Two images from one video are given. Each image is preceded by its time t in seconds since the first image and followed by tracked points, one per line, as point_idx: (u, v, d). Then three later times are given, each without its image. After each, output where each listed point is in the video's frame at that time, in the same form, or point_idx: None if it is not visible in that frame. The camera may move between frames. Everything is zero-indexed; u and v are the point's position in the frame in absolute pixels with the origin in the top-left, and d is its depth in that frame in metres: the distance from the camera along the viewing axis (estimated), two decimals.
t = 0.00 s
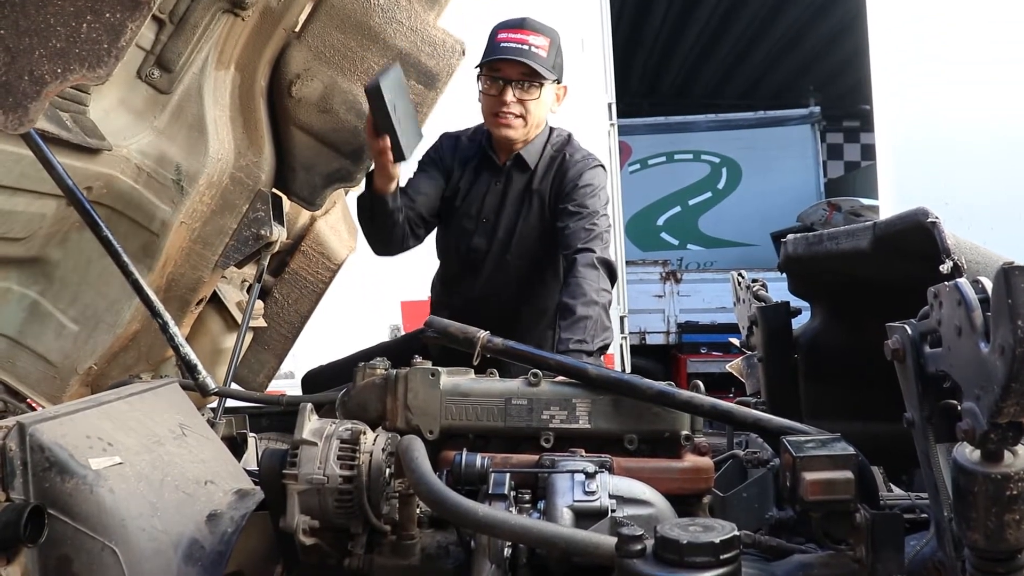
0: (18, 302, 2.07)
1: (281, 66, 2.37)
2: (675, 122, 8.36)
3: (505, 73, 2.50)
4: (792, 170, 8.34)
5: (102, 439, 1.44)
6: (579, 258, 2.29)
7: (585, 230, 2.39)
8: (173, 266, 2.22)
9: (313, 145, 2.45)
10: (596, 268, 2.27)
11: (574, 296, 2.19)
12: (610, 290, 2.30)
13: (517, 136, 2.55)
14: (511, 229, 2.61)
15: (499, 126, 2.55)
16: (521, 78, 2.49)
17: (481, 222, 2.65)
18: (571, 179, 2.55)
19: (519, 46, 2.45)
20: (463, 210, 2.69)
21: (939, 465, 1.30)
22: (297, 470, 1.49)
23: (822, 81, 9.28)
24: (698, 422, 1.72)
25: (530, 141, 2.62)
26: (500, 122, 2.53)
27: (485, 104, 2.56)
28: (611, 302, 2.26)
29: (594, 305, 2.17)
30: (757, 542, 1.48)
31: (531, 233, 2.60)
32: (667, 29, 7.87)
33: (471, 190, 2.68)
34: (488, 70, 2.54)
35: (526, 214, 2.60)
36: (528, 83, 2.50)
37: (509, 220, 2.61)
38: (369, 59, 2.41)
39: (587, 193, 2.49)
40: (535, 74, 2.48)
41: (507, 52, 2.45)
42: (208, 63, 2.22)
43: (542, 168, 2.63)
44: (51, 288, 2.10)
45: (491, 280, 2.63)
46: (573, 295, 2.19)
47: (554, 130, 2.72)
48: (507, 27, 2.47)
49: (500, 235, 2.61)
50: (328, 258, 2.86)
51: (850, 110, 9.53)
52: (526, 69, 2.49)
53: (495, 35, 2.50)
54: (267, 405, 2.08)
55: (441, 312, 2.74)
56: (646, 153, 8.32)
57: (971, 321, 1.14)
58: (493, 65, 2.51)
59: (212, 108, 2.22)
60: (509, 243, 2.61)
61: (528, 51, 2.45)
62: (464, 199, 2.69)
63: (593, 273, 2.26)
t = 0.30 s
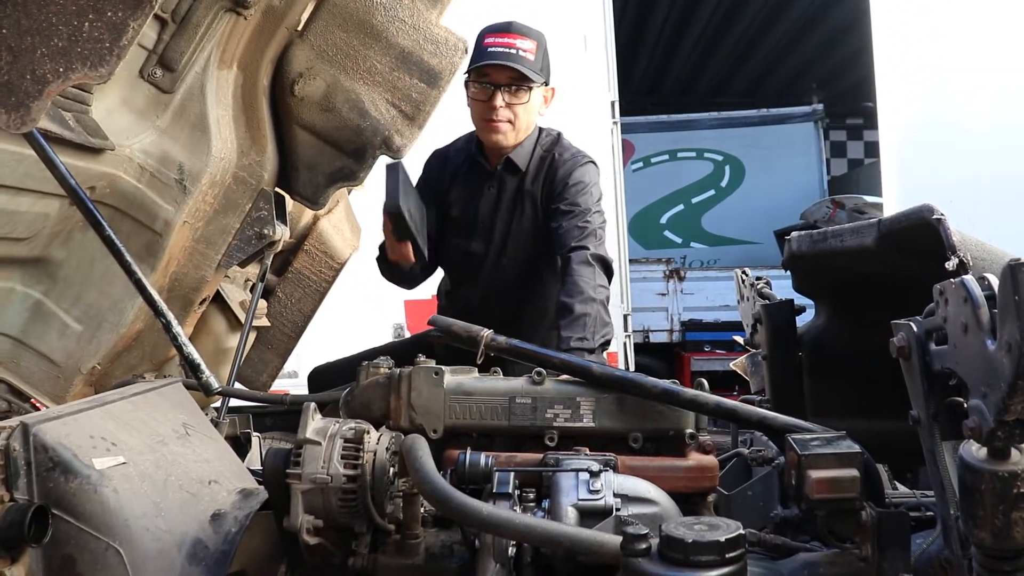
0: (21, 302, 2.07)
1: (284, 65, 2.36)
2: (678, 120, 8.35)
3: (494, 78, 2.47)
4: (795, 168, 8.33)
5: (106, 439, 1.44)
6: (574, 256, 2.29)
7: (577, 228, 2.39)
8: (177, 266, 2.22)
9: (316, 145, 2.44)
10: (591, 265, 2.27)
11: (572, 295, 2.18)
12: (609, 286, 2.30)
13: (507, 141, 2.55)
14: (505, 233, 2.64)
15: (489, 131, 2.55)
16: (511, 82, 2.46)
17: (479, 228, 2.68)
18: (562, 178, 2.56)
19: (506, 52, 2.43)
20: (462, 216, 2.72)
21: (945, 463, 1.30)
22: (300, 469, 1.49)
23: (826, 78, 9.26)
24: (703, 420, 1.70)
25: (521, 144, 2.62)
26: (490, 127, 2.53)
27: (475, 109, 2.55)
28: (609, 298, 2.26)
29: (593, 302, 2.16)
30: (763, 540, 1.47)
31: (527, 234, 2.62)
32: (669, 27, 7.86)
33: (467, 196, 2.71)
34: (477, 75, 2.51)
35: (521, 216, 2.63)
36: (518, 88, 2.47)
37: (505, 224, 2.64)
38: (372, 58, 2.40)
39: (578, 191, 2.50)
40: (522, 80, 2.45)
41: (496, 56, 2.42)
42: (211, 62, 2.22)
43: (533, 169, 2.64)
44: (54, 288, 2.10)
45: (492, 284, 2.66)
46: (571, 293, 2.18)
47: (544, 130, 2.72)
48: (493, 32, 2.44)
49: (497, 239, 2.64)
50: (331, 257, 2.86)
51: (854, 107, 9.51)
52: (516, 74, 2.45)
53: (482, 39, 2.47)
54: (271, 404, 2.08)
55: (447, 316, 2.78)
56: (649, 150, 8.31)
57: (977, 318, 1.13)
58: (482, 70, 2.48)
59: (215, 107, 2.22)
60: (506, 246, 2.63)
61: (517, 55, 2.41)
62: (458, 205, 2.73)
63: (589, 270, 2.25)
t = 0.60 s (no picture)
0: (25, 303, 2.07)
1: (286, 65, 2.36)
2: (681, 119, 8.35)
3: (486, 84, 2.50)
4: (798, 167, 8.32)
5: (111, 440, 1.44)
6: (572, 256, 2.28)
7: (574, 227, 2.38)
8: (180, 267, 2.22)
9: (319, 145, 2.44)
10: (590, 264, 2.26)
11: (572, 294, 2.18)
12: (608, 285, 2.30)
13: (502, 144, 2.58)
14: (503, 235, 2.66)
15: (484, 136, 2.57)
16: (503, 86, 2.50)
17: (479, 230, 2.70)
18: (557, 178, 2.55)
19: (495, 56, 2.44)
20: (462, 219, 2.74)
21: (953, 463, 1.29)
22: (305, 470, 1.49)
23: (829, 76, 9.24)
24: (708, 420, 1.69)
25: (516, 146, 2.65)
26: (485, 133, 2.56)
27: (468, 115, 2.58)
28: (609, 295, 2.25)
29: (593, 301, 2.16)
30: (769, 540, 1.47)
31: (526, 235, 2.63)
32: (671, 25, 7.84)
33: (466, 198, 2.72)
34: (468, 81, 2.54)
35: (519, 218, 2.63)
36: (510, 91, 2.50)
37: (504, 225, 2.65)
38: (375, 57, 2.40)
39: (573, 190, 2.49)
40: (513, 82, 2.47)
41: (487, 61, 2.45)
42: (214, 62, 2.21)
43: (528, 171, 2.65)
44: (58, 289, 2.10)
45: (493, 285, 2.68)
46: (572, 292, 2.18)
47: (538, 132, 2.73)
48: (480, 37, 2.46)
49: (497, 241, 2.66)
50: (335, 257, 2.86)
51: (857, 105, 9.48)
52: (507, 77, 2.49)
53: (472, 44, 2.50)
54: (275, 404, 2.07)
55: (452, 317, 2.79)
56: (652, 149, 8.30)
57: (984, 317, 1.13)
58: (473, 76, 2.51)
59: (218, 107, 2.21)
60: (506, 248, 2.65)
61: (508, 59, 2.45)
62: (455, 208, 2.74)
63: (588, 269, 2.24)
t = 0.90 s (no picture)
0: (31, 301, 2.07)
1: (291, 62, 2.36)
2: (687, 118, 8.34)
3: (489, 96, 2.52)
4: (803, 165, 8.31)
5: (116, 438, 1.44)
6: (590, 253, 2.28)
7: (591, 225, 2.38)
8: (186, 265, 2.22)
9: (325, 143, 2.44)
10: (608, 262, 2.26)
11: (588, 292, 2.17)
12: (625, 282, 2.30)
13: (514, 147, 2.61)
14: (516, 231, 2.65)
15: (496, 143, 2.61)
16: (505, 96, 2.51)
17: (496, 225, 2.70)
18: (574, 173, 2.53)
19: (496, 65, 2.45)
20: (480, 215, 2.76)
21: (961, 464, 1.28)
22: (310, 468, 1.49)
23: (834, 75, 9.22)
24: (714, 419, 1.69)
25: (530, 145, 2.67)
26: (495, 140, 2.59)
27: (477, 123, 2.61)
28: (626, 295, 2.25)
29: (608, 301, 2.15)
30: (774, 540, 1.49)
31: (541, 231, 2.62)
32: (677, 24, 7.83)
33: (484, 194, 2.74)
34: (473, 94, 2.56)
35: (534, 212, 2.62)
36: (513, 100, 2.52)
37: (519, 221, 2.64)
38: (380, 55, 2.39)
39: (591, 186, 2.48)
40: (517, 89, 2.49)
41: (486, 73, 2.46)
42: (219, 61, 2.21)
43: (543, 166, 2.63)
44: (64, 287, 2.10)
45: (508, 280, 2.67)
46: (588, 290, 2.17)
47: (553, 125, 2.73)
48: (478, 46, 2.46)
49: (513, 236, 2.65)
50: (340, 255, 2.85)
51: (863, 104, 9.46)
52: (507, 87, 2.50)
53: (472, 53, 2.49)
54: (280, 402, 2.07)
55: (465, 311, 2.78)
56: (656, 149, 8.29)
57: (993, 318, 1.12)
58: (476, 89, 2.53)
59: (223, 105, 2.21)
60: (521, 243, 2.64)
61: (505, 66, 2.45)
62: (469, 207, 2.78)
63: (606, 267, 2.24)
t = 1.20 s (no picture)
0: (36, 296, 2.08)
1: (296, 58, 2.37)
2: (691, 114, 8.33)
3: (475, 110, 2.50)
4: (807, 163, 8.31)
5: (121, 434, 1.44)
6: (622, 253, 2.28)
7: (613, 228, 2.35)
8: (190, 261, 2.22)
9: (329, 139, 2.44)
10: (638, 263, 2.26)
11: (614, 290, 2.17)
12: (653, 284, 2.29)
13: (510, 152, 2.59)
14: (534, 233, 2.63)
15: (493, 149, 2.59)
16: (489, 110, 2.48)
17: (511, 225, 2.67)
18: (586, 172, 2.50)
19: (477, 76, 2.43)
20: (493, 214, 2.73)
21: (966, 459, 1.28)
22: (315, 464, 1.49)
23: (837, 71, 9.20)
24: (719, 415, 1.68)
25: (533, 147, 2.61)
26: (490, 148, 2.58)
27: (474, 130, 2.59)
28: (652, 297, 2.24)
29: (633, 301, 2.15)
30: (779, 536, 1.49)
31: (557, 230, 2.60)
32: (680, 20, 7.82)
33: (497, 194, 2.71)
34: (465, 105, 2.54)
35: (549, 212, 2.60)
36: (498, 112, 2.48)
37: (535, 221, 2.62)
38: (385, 51, 2.38)
39: (605, 185, 2.44)
40: (497, 101, 2.44)
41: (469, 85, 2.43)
42: (223, 56, 2.21)
43: (554, 164, 2.61)
44: (69, 282, 2.11)
45: (526, 279, 2.66)
46: (614, 288, 2.17)
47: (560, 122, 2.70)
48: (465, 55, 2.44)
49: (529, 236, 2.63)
50: (345, 251, 2.85)
51: (867, 99, 9.44)
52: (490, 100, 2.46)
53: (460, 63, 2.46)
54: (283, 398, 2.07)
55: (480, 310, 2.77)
56: (661, 144, 8.31)
57: (1000, 313, 1.12)
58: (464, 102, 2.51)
59: (227, 101, 2.21)
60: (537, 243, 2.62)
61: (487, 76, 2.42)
62: (482, 208, 2.77)
63: (637, 268, 2.24)
